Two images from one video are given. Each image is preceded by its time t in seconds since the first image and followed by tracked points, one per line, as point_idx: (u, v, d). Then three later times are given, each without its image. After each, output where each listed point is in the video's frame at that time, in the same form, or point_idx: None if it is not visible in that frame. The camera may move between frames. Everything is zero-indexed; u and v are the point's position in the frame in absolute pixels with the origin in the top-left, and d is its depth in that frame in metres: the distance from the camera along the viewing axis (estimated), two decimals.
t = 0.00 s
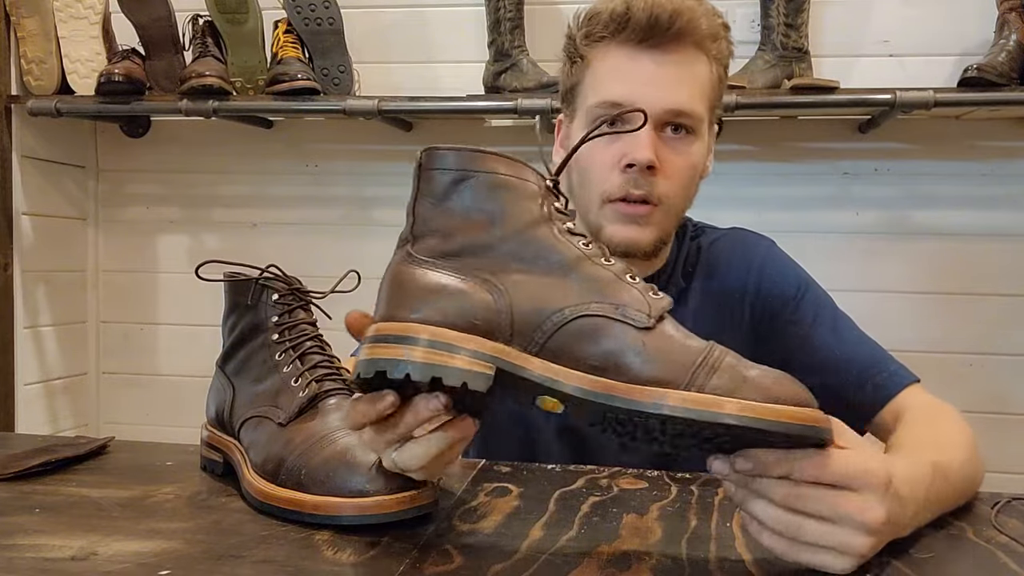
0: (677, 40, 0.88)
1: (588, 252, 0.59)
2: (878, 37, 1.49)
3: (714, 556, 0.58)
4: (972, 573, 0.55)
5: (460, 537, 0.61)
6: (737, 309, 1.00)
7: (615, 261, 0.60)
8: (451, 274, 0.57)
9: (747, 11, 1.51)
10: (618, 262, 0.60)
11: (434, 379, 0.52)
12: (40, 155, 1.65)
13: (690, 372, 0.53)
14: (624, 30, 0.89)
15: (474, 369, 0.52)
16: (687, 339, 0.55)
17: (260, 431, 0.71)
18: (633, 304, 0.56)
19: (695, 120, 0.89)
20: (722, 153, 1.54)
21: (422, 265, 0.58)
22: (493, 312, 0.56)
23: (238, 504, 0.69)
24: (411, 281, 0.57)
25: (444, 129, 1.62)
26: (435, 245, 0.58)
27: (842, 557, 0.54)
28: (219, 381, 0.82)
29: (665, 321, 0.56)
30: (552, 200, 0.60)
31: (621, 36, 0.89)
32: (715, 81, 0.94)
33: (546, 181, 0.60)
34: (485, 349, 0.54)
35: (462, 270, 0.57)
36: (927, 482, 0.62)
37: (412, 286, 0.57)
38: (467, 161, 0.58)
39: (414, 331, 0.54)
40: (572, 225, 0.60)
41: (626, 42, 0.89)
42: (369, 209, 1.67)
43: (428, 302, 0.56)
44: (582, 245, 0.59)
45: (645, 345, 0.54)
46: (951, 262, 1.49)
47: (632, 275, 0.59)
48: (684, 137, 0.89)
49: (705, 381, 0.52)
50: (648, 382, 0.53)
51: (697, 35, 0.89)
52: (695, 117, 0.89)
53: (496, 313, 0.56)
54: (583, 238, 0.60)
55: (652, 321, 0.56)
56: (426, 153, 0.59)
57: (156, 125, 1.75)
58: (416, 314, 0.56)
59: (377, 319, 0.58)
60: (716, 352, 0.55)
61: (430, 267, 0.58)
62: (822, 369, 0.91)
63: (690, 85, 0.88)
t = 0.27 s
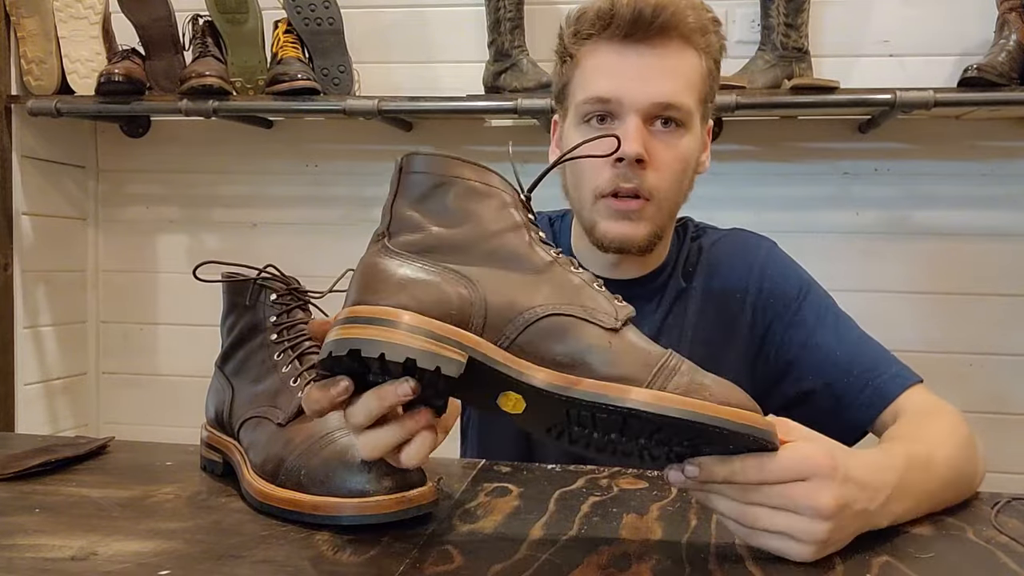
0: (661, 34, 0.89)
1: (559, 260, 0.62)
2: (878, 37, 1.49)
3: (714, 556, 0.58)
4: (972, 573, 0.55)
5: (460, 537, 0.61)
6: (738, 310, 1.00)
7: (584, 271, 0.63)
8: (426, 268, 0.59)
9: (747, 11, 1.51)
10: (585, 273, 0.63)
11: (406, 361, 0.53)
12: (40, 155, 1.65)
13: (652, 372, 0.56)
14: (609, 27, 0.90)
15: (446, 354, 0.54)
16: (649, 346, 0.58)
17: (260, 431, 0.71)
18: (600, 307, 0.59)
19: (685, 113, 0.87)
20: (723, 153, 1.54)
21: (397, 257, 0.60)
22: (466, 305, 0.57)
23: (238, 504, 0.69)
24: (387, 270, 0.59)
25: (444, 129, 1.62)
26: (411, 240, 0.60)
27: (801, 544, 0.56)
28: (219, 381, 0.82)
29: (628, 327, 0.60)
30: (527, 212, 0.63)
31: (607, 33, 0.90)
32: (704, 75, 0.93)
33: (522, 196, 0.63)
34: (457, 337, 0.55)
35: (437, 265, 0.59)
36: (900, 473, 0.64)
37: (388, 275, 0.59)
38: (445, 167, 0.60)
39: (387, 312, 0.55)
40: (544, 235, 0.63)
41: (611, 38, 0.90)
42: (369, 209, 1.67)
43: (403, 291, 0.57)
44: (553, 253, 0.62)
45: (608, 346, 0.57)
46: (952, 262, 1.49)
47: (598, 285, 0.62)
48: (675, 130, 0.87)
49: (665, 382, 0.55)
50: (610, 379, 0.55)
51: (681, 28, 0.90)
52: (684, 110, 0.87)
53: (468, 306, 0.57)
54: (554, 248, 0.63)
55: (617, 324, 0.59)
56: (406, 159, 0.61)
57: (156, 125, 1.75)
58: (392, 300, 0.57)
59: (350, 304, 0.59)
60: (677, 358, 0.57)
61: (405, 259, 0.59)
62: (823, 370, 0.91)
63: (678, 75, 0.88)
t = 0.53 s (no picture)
0: (659, 32, 0.89)
1: (573, 249, 0.61)
2: (878, 37, 1.49)
3: (715, 556, 0.58)
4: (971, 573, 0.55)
5: (460, 537, 0.61)
6: (738, 310, 1.00)
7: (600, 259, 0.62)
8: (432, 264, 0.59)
9: (747, 11, 1.51)
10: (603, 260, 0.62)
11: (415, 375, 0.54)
12: (40, 155, 1.65)
13: (669, 378, 0.56)
14: (607, 26, 0.89)
15: (455, 367, 0.55)
16: (667, 347, 0.58)
17: (260, 431, 0.71)
18: (614, 307, 0.59)
19: (682, 111, 0.88)
20: (723, 154, 1.54)
21: (405, 253, 0.60)
22: (474, 308, 0.58)
23: (238, 504, 0.69)
24: (395, 268, 0.60)
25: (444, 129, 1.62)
26: (418, 234, 0.60)
27: (805, 548, 0.56)
28: (219, 381, 0.82)
29: (646, 326, 0.59)
30: (540, 195, 0.62)
31: (604, 33, 0.90)
32: (702, 74, 0.93)
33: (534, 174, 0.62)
34: (467, 346, 0.56)
35: (442, 261, 0.59)
36: (900, 474, 0.64)
37: (396, 273, 0.59)
38: (453, 149, 0.59)
39: (393, 320, 0.56)
40: (558, 221, 0.62)
41: (608, 37, 0.89)
42: (369, 209, 1.67)
43: (410, 295, 0.58)
44: (566, 241, 0.61)
45: (624, 349, 0.57)
46: (952, 262, 1.49)
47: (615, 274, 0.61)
48: (672, 129, 0.88)
49: (682, 391, 0.55)
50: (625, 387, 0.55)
51: (679, 27, 0.89)
52: (680, 108, 0.88)
53: (477, 309, 0.58)
54: (569, 235, 0.62)
55: (633, 326, 0.58)
56: (414, 138, 0.60)
57: (156, 125, 1.75)
58: (398, 302, 0.58)
59: (361, 303, 0.60)
60: (695, 361, 0.57)
61: (413, 255, 0.60)
62: (823, 369, 0.91)
63: (676, 74, 0.88)
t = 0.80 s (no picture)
0: (664, 33, 0.89)
1: (570, 255, 0.61)
2: (878, 37, 1.49)
3: (715, 556, 0.58)
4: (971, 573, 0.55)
5: (460, 537, 0.61)
6: (737, 312, 1.00)
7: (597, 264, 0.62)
8: (428, 272, 0.59)
9: (747, 11, 1.51)
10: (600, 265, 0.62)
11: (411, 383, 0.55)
12: (40, 155, 1.65)
13: (664, 385, 0.55)
14: (612, 27, 0.90)
15: (451, 374, 0.55)
16: (664, 353, 0.57)
17: (260, 431, 0.71)
18: (610, 313, 0.58)
19: (686, 113, 0.88)
20: (723, 154, 1.54)
21: (401, 260, 0.60)
22: (469, 317, 0.58)
23: (238, 504, 0.69)
24: (390, 275, 0.60)
25: (444, 129, 1.62)
26: (414, 241, 0.60)
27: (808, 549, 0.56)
28: (219, 381, 0.82)
29: (642, 331, 0.58)
30: (537, 201, 0.62)
31: (609, 33, 0.90)
32: (706, 76, 0.94)
33: (530, 179, 0.62)
34: (464, 353, 0.56)
35: (437, 268, 0.59)
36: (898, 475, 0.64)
37: (392, 280, 0.60)
38: (449, 155, 0.60)
39: (388, 329, 0.57)
40: (554, 227, 0.62)
41: (613, 37, 0.90)
42: (369, 209, 1.67)
43: (406, 304, 0.58)
44: (563, 246, 0.61)
45: (619, 357, 0.57)
46: (952, 262, 1.49)
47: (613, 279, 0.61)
48: (676, 129, 0.88)
49: (678, 397, 0.55)
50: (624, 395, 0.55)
51: (684, 28, 0.90)
52: (684, 109, 0.87)
53: (473, 318, 0.58)
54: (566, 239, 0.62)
55: (628, 332, 0.57)
56: (409, 143, 0.60)
57: (156, 125, 1.75)
58: (394, 310, 0.58)
59: (359, 310, 0.60)
60: (693, 366, 0.57)
61: (409, 262, 0.60)
62: (823, 369, 0.91)
63: (680, 75, 0.88)
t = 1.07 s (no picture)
0: (667, 33, 0.89)
1: (562, 270, 0.60)
2: (878, 37, 1.49)
3: (715, 556, 0.58)
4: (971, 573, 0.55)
5: (460, 537, 0.61)
6: (737, 312, 1.00)
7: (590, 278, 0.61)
8: (418, 292, 0.58)
9: (747, 11, 1.51)
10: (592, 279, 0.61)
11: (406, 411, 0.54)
12: (40, 155, 1.65)
13: (664, 403, 0.56)
14: (615, 26, 0.90)
15: (445, 401, 0.55)
16: (663, 367, 0.58)
17: (260, 431, 0.71)
18: (606, 332, 0.58)
19: (688, 112, 0.88)
20: (723, 153, 1.54)
21: (391, 278, 0.59)
22: (461, 339, 0.57)
23: (238, 504, 0.69)
24: (381, 294, 0.59)
25: (445, 129, 1.62)
26: (403, 259, 0.59)
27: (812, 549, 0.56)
28: (219, 381, 0.82)
29: (639, 346, 0.59)
30: (527, 215, 0.61)
31: (613, 31, 0.90)
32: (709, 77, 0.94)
33: (518, 191, 0.61)
34: (457, 378, 0.56)
35: (428, 288, 0.59)
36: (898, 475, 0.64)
37: (382, 301, 0.59)
38: (435, 170, 0.58)
39: (380, 353, 0.56)
40: (545, 240, 0.61)
41: (617, 36, 0.90)
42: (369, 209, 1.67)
43: (396, 326, 0.57)
44: (553, 261, 0.60)
45: (616, 376, 0.57)
46: (952, 261, 1.49)
47: (607, 295, 0.61)
48: (678, 129, 0.87)
49: (676, 416, 0.55)
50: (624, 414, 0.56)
51: (688, 27, 0.90)
52: (687, 109, 0.87)
53: (465, 340, 0.57)
54: (557, 253, 0.61)
55: (625, 352, 0.57)
56: (394, 158, 0.59)
57: (156, 125, 1.75)
58: (386, 333, 0.57)
59: (349, 330, 0.59)
60: (693, 380, 0.57)
61: (399, 282, 0.59)
62: (822, 370, 0.91)
63: (683, 74, 0.88)
